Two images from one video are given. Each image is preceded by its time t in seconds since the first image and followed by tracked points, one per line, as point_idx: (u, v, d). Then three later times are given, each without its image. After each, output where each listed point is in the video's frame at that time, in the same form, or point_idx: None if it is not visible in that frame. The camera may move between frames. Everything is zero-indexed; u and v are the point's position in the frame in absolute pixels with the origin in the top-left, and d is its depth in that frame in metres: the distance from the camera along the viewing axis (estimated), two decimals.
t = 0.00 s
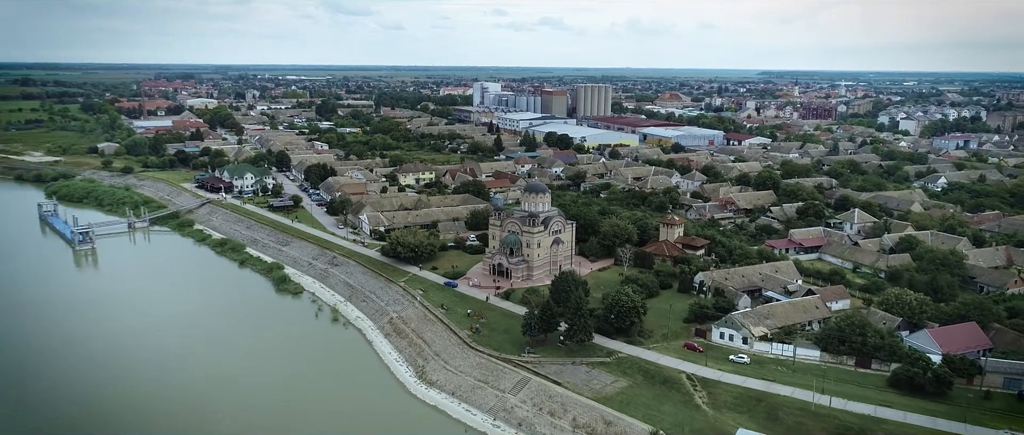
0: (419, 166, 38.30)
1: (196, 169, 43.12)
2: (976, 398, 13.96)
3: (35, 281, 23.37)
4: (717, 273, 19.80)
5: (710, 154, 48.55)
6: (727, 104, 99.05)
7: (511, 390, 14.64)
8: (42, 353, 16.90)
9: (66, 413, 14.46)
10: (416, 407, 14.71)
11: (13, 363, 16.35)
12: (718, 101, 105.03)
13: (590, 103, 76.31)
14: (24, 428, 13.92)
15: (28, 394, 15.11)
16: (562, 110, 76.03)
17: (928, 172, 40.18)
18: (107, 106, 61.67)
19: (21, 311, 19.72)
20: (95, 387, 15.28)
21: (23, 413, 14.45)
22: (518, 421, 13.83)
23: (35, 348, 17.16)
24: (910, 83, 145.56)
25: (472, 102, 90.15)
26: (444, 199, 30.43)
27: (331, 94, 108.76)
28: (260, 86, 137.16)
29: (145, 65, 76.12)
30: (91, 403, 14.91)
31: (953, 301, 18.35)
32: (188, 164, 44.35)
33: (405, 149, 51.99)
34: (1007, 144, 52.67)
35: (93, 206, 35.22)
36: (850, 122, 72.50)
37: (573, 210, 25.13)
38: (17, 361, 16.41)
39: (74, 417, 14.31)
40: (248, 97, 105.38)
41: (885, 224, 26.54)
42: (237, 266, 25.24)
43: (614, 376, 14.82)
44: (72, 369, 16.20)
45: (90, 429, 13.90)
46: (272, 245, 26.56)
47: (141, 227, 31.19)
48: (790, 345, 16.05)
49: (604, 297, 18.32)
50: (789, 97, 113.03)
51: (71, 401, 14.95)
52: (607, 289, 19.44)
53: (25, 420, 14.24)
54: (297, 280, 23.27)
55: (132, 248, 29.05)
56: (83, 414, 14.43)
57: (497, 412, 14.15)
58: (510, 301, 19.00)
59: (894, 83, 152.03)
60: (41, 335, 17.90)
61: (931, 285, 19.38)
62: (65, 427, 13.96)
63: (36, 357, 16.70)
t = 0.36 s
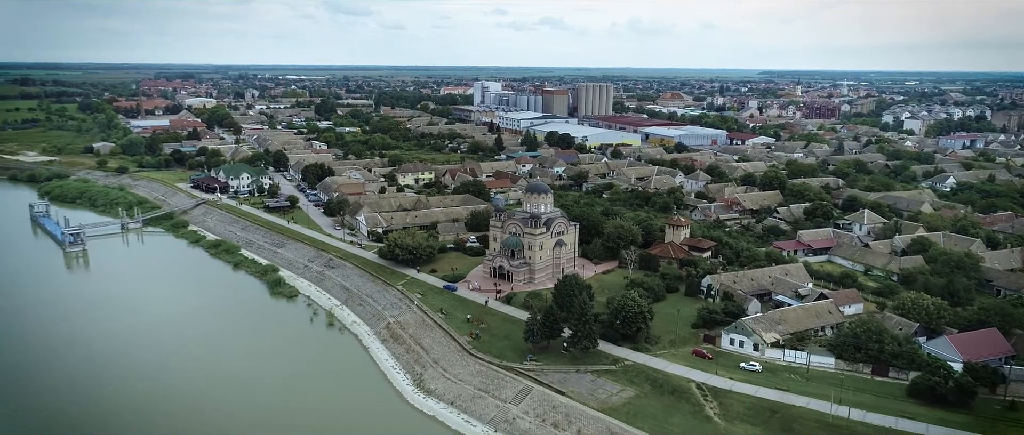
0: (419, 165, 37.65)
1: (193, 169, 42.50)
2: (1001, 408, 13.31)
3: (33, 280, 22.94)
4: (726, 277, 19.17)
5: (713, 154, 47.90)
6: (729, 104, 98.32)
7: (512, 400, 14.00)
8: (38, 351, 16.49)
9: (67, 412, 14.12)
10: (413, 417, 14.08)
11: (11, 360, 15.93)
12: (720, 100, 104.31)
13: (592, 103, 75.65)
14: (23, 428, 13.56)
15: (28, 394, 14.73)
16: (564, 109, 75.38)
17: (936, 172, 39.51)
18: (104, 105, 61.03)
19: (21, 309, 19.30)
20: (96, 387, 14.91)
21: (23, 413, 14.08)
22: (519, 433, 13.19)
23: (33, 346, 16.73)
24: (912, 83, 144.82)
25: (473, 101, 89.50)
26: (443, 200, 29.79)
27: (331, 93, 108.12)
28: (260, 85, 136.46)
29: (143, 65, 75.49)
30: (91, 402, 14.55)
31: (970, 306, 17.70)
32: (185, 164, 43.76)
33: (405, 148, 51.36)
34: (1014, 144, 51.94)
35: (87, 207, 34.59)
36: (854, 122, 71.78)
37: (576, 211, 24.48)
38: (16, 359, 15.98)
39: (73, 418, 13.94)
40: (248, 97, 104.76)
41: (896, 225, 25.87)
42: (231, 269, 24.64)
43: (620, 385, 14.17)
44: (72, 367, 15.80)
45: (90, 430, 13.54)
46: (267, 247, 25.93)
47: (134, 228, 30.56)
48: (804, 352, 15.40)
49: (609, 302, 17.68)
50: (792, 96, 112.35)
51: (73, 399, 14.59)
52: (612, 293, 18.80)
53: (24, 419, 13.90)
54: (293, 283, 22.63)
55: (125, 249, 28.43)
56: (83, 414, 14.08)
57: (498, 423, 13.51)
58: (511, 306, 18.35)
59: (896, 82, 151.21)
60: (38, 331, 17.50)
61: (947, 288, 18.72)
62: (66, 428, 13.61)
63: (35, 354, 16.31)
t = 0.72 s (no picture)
0: (418, 165, 37.00)
1: (189, 169, 41.89)
2: None
3: (29, 282, 22.50)
4: (734, 280, 18.55)
5: (717, 153, 47.26)
6: (731, 103, 97.66)
7: (514, 411, 13.37)
8: (38, 348, 16.23)
9: (68, 411, 13.91)
10: (410, 428, 13.45)
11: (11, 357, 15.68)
12: (722, 100, 103.69)
13: (593, 102, 75.02)
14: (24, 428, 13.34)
15: (28, 392, 14.49)
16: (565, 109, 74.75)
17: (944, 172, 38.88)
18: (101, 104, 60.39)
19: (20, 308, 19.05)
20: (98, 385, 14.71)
21: (23, 412, 13.83)
22: None
23: (33, 342, 16.47)
24: (914, 82, 144.08)
25: (473, 101, 88.90)
26: (443, 200, 29.16)
27: (331, 93, 107.53)
28: (259, 84, 135.82)
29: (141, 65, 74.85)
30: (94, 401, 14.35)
31: (989, 312, 17.08)
32: (180, 164, 43.14)
33: (404, 148, 50.74)
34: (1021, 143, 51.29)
35: (79, 207, 33.95)
36: (858, 121, 71.12)
37: (578, 212, 23.84)
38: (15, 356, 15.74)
39: (76, 417, 13.73)
40: (247, 96, 104.16)
41: (907, 226, 25.23)
42: (224, 271, 24.02)
43: (627, 395, 13.54)
44: (72, 366, 15.58)
45: (92, 430, 13.32)
46: (262, 249, 25.30)
47: (127, 230, 29.93)
48: (818, 360, 14.78)
49: (614, 306, 17.04)
50: (794, 95, 111.65)
51: (73, 397, 14.36)
52: (617, 298, 18.16)
53: (25, 418, 13.68)
54: (288, 286, 21.98)
55: (117, 251, 27.80)
56: (85, 414, 13.87)
57: None
58: (513, 311, 17.72)
59: (898, 82, 150.58)
60: (37, 329, 17.26)
61: (964, 293, 18.09)
62: (68, 427, 13.39)
63: (34, 351, 16.06)
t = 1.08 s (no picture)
0: (417, 165, 36.33)
1: (184, 169, 41.26)
2: None
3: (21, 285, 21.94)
4: (744, 284, 17.89)
5: (720, 153, 46.62)
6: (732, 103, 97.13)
7: (516, 423, 12.72)
8: (32, 348, 15.70)
9: (66, 410, 13.39)
10: None
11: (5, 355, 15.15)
12: (723, 99, 102.97)
13: (594, 101, 74.37)
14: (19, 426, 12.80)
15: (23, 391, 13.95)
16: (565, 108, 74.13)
17: (953, 172, 38.21)
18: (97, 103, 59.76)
19: (14, 309, 18.52)
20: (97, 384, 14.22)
21: (23, 408, 13.40)
22: None
23: (27, 343, 15.93)
24: (916, 82, 143.67)
25: (473, 100, 88.28)
26: (442, 201, 28.50)
27: (330, 92, 106.84)
28: (258, 84, 135.16)
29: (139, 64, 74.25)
30: (94, 400, 13.85)
31: (1010, 318, 16.40)
32: (176, 164, 42.50)
33: (403, 148, 50.09)
34: None
35: (71, 208, 33.26)
36: (862, 120, 70.47)
37: (581, 213, 23.17)
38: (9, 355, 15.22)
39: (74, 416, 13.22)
40: (246, 96, 103.69)
41: (919, 227, 24.55)
42: (217, 274, 23.36)
43: (634, 406, 12.87)
44: (67, 366, 15.05)
45: (91, 429, 12.80)
46: (257, 251, 24.64)
47: (120, 231, 29.25)
48: (834, 368, 14.12)
49: (619, 312, 16.39)
50: (796, 95, 110.96)
51: (71, 396, 13.85)
52: (622, 303, 17.51)
53: (21, 415, 13.14)
54: (282, 290, 21.32)
55: (109, 253, 27.12)
56: (84, 413, 13.36)
57: None
58: (514, 316, 17.05)
59: (899, 82, 150.10)
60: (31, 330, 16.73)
61: (983, 298, 17.41)
62: (67, 426, 12.86)
63: (29, 350, 15.53)
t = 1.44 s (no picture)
0: (415, 165, 35.66)
1: (179, 169, 40.58)
2: None
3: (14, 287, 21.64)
4: (752, 289, 17.26)
5: (723, 152, 45.97)
6: (734, 102, 96.42)
7: None
8: (34, 348, 16.05)
9: (67, 410, 13.74)
10: None
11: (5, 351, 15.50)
12: (724, 99, 102.33)
13: (594, 100, 73.68)
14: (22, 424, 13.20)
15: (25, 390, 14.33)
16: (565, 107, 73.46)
17: (960, 171, 37.56)
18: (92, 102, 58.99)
19: (16, 309, 18.83)
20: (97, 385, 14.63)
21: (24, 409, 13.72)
22: None
23: (26, 342, 16.31)
24: (915, 81, 143.34)
25: (472, 99, 87.58)
26: (441, 201, 27.87)
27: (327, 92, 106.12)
28: (256, 83, 134.33)
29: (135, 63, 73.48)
30: (93, 401, 14.25)
31: None
32: (171, 163, 41.91)
33: (402, 147, 49.41)
34: None
35: (62, 209, 32.57)
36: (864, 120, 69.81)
37: (583, 214, 22.51)
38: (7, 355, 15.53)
39: (74, 415, 13.63)
40: (244, 95, 102.95)
41: (930, 228, 23.90)
42: (209, 277, 22.73)
43: (642, 418, 12.25)
44: (67, 366, 15.44)
45: (91, 429, 13.19)
46: (250, 253, 24.00)
47: (111, 232, 28.60)
48: (850, 377, 13.48)
49: (624, 318, 15.75)
50: (797, 94, 110.28)
51: (72, 396, 14.24)
52: (627, 308, 16.86)
53: (22, 415, 13.49)
54: (275, 294, 20.68)
55: (100, 254, 26.48)
56: (85, 412, 13.79)
57: None
58: (514, 322, 16.40)
59: (900, 81, 149.30)
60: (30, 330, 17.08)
61: (1002, 302, 16.77)
62: (68, 425, 13.25)
63: (29, 350, 15.91)
